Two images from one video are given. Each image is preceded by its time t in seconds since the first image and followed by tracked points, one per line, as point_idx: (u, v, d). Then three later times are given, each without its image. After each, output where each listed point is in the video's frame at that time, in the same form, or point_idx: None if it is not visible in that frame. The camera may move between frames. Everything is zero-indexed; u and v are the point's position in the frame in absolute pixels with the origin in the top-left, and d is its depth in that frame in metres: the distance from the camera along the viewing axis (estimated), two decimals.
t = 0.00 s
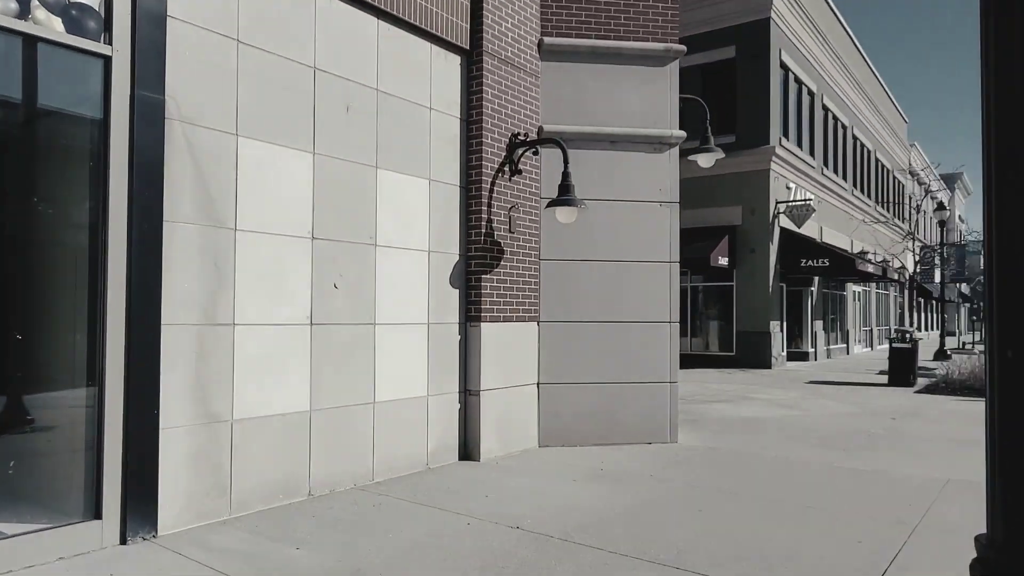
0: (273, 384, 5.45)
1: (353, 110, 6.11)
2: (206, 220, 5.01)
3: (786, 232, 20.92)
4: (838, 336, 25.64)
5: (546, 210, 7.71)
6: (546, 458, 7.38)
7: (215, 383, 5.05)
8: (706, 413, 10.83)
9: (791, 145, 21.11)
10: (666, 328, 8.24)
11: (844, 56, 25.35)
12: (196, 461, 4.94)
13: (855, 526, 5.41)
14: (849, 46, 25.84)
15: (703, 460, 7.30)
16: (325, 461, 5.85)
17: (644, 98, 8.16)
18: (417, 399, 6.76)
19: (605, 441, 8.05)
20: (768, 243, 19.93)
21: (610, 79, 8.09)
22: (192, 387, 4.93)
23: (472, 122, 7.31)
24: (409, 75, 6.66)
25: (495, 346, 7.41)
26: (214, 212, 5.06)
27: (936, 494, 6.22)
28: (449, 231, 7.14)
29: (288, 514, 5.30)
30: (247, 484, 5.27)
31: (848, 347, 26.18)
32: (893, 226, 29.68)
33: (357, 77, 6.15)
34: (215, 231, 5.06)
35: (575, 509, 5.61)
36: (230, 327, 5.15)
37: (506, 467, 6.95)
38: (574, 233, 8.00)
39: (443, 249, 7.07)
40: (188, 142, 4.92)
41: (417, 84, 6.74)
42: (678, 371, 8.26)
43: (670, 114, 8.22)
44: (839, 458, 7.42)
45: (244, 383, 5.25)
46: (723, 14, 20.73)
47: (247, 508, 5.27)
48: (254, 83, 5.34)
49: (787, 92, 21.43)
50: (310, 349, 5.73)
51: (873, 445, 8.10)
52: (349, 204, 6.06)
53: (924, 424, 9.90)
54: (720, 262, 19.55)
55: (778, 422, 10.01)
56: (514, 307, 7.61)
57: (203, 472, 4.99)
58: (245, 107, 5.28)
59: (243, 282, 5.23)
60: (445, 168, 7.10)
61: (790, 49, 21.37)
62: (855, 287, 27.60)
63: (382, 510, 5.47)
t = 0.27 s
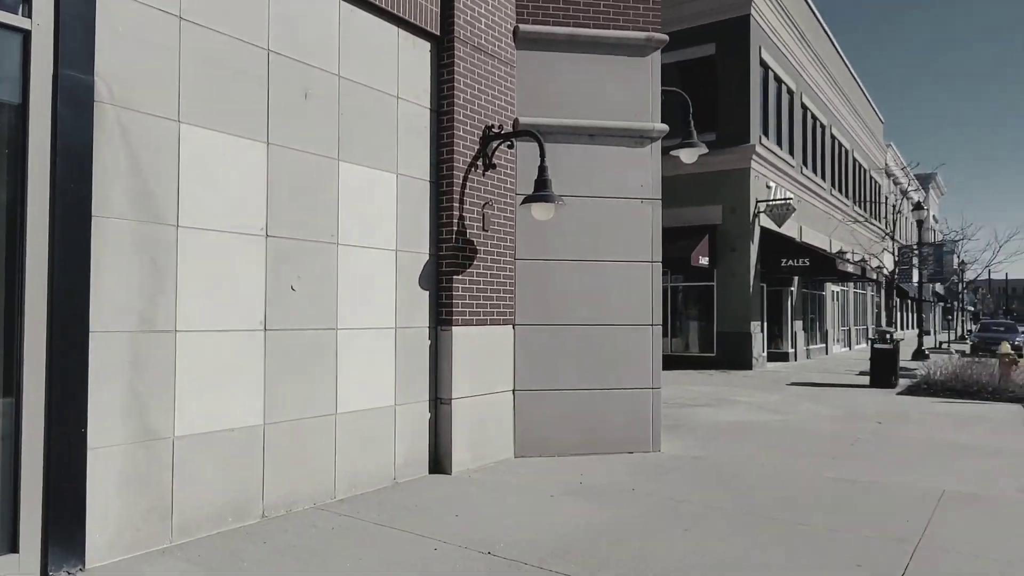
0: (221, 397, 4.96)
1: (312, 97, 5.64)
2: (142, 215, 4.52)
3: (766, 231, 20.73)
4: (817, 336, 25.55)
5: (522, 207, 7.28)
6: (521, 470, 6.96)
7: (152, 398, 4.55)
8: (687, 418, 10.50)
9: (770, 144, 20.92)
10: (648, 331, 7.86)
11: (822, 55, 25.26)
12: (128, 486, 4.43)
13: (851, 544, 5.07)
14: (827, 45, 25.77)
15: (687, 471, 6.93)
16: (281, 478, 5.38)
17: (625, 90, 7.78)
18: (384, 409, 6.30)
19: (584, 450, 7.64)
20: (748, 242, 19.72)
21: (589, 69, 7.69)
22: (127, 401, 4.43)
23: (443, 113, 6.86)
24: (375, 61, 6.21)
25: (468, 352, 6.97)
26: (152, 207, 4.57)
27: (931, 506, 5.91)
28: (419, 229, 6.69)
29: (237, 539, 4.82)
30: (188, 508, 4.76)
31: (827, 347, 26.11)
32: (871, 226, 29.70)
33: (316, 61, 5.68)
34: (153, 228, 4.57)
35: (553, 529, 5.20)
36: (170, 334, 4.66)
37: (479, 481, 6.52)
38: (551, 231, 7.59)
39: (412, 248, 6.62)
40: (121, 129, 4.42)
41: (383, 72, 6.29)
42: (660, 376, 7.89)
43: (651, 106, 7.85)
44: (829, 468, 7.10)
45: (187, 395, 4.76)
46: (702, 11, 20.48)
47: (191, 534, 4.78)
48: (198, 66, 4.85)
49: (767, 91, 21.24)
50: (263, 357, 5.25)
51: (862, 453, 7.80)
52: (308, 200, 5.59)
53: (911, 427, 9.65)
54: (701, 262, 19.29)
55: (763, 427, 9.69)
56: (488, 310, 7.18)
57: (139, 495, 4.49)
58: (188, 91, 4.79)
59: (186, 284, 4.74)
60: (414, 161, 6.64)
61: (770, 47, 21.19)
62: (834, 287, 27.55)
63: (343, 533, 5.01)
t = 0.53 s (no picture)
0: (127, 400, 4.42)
1: (238, 70, 5.13)
2: (31, 193, 3.96)
3: (720, 232, 20.75)
4: (769, 337, 25.78)
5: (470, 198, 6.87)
6: (469, 477, 6.54)
7: (40, 403, 3.99)
8: (642, 419, 10.24)
9: (724, 144, 20.96)
10: (602, 329, 7.53)
11: (774, 58, 25.53)
12: (5, 506, 3.86)
13: (813, 552, 4.81)
14: (778, 48, 26.06)
15: (642, 475, 6.62)
16: (198, 491, 4.85)
17: (579, 77, 7.44)
18: (318, 412, 5.82)
19: (535, 454, 7.27)
20: (703, 243, 19.70)
21: (542, 54, 7.34)
22: (9, 405, 3.86)
23: (386, 95, 6.40)
24: (310, 36, 5.72)
25: (412, 351, 6.52)
26: (44, 185, 4.01)
27: (891, 509, 5.72)
28: (358, 218, 6.21)
29: (143, 561, 4.29)
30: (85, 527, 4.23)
31: (778, 347, 26.37)
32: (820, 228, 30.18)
33: (243, 31, 5.18)
34: (45, 209, 4.02)
35: (499, 541, 4.80)
36: (65, 330, 4.11)
37: (422, 489, 6.09)
38: (501, 225, 7.20)
39: (351, 239, 6.15)
40: (5, 94, 3.86)
41: (319, 47, 5.80)
42: (614, 377, 7.56)
43: (606, 95, 7.54)
44: (786, 470, 6.88)
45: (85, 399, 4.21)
46: (658, 10, 20.40)
47: (90, 555, 4.24)
48: (102, 27, 4.31)
49: (721, 91, 21.29)
50: (177, 356, 4.73)
51: (819, 454, 7.63)
52: (232, 182, 5.08)
53: (864, 427, 9.57)
54: (655, 261, 19.17)
55: (718, 428, 9.49)
56: (434, 306, 6.75)
57: (25, 514, 3.93)
58: (88, 55, 4.24)
59: (84, 273, 4.19)
60: (354, 146, 6.17)
61: (724, 48, 21.24)
62: (785, 288, 27.87)
63: (266, 550, 4.52)
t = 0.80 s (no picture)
0: None
1: (128, 51, 4.55)
2: None
3: (658, 239, 20.81)
4: (705, 344, 26.06)
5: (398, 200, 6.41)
6: (395, 501, 6.06)
7: None
8: (580, 431, 9.93)
9: (661, 152, 21.05)
10: (539, 340, 7.15)
11: (708, 69, 25.93)
12: None
13: None
14: (712, 59, 26.49)
15: (581, 495, 6.27)
16: (76, 531, 4.23)
17: (514, 75, 7.09)
18: (225, 434, 5.24)
19: (468, 474, 6.83)
20: (640, 250, 19.70)
21: (476, 49, 6.95)
22: None
23: (304, 86, 5.89)
24: (215, 17, 5.17)
25: (334, 365, 5.99)
26: None
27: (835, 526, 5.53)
28: (273, 220, 5.67)
29: None
30: None
31: (713, 354, 26.69)
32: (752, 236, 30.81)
33: (135, 8, 4.60)
34: None
35: None
36: None
37: (344, 516, 5.57)
38: (432, 229, 6.75)
39: (264, 243, 5.60)
40: None
41: (227, 31, 5.26)
42: (551, 390, 7.19)
43: (542, 94, 7.20)
44: (728, 486, 6.65)
45: None
46: (595, 17, 20.36)
47: None
48: None
49: (658, 100, 21.40)
50: (51, 376, 4.11)
51: (759, 467, 7.45)
52: (121, 178, 4.49)
53: (801, 437, 9.51)
54: (594, 268, 19.02)
55: (658, 440, 9.25)
56: (358, 316, 6.24)
57: None
58: None
59: None
60: (268, 141, 5.64)
61: (660, 57, 21.37)
62: (720, 296, 28.28)
63: None
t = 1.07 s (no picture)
0: None
1: None
2: None
3: (589, 246, 20.74)
4: (635, 351, 26.20)
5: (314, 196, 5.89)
6: (307, 526, 5.51)
7: None
8: (511, 442, 9.55)
9: (592, 160, 21.02)
10: (468, 347, 6.72)
11: (637, 79, 26.21)
12: None
13: None
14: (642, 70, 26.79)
15: (511, 514, 5.87)
16: None
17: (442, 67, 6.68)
18: (110, 454, 4.61)
19: (390, 492, 6.34)
20: (572, 257, 19.56)
21: (400, 37, 6.50)
22: None
23: (206, 67, 5.32)
24: None
25: (239, 375, 5.41)
26: None
27: (775, 540, 5.32)
28: (169, 214, 5.08)
29: None
30: None
31: (643, 361, 26.86)
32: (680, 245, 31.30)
33: None
34: None
35: None
36: None
37: (248, 545, 5.00)
38: (352, 227, 6.25)
39: (158, 239, 4.99)
40: None
41: None
42: (481, 401, 6.76)
43: (472, 88, 6.82)
44: (664, 499, 6.39)
45: None
46: (527, 22, 20.17)
47: None
48: None
49: (589, 108, 21.40)
50: None
51: (695, 477, 7.24)
52: None
53: (732, 444, 9.42)
54: (526, 275, 18.74)
55: (591, 450, 8.96)
56: (268, 322, 5.68)
57: None
58: None
59: None
60: (163, 126, 5.04)
61: (591, 65, 21.39)
62: (649, 303, 28.54)
63: None
